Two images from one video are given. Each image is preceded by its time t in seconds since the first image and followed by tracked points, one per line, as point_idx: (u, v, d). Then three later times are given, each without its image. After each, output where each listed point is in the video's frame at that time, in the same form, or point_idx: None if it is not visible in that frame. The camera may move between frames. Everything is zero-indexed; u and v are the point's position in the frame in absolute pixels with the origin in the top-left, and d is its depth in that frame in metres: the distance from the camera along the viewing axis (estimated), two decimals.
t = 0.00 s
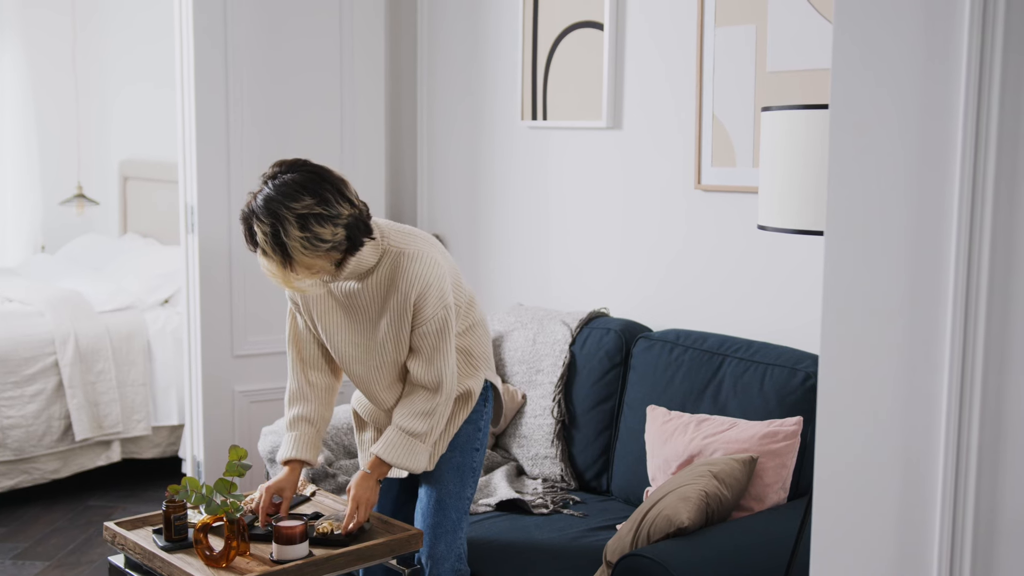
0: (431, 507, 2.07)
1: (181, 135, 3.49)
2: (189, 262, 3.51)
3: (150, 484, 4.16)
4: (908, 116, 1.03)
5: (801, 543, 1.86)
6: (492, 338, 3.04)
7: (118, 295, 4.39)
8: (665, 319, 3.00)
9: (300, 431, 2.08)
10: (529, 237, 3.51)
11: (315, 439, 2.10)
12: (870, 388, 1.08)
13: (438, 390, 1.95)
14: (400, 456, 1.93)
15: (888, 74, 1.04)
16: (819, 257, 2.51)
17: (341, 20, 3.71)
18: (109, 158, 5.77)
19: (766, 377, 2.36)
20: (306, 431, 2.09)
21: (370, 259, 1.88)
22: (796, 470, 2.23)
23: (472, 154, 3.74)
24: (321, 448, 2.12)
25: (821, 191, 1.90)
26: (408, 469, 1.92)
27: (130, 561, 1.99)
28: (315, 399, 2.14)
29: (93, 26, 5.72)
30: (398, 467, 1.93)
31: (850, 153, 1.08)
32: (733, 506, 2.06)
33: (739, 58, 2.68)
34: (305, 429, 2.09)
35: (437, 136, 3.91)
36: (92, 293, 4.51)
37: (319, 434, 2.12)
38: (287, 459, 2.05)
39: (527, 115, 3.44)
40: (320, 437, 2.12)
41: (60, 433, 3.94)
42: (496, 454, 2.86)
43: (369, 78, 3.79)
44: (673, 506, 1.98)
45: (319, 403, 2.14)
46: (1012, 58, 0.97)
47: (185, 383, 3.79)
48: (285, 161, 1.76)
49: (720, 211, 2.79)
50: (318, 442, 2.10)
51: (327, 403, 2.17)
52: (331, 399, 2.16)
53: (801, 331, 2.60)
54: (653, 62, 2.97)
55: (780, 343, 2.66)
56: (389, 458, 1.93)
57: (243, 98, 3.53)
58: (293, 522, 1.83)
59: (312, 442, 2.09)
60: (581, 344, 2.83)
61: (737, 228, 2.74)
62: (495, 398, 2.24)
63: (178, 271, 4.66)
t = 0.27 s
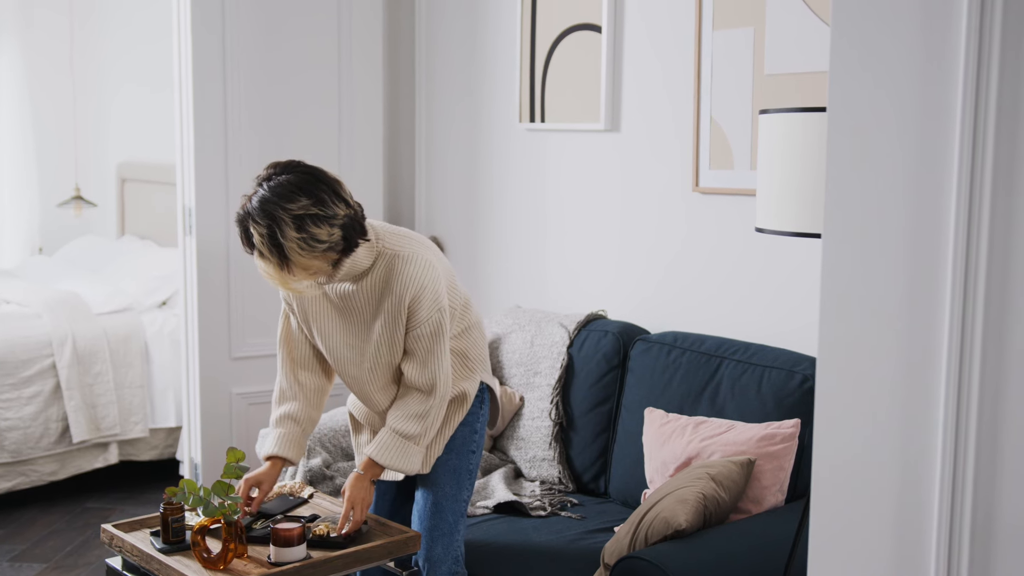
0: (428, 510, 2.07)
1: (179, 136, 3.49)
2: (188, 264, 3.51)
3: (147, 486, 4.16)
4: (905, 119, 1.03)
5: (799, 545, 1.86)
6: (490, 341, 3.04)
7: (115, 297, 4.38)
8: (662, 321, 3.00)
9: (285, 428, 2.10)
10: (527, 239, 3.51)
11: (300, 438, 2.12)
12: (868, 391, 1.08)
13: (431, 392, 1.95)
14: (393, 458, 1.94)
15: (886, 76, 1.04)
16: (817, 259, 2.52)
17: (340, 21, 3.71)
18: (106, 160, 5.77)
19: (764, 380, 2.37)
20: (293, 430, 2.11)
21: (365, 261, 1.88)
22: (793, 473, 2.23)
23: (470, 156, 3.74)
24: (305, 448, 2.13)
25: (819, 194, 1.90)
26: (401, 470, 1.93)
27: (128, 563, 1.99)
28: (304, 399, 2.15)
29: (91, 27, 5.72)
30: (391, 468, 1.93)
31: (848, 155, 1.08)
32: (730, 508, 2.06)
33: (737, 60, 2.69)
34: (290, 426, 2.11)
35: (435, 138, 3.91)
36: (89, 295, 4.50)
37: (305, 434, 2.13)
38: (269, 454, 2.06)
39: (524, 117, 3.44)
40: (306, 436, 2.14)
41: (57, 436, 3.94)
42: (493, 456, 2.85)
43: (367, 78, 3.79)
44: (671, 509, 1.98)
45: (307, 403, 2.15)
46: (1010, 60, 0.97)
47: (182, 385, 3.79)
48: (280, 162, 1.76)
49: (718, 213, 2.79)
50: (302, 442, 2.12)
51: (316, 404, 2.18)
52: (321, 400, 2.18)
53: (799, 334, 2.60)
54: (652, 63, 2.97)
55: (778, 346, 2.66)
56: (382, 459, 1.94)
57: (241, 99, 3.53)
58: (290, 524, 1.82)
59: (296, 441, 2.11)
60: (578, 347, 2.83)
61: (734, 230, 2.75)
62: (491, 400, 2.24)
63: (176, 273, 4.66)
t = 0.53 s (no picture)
0: (425, 512, 2.07)
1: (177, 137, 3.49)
2: (186, 266, 3.51)
3: (145, 488, 4.16)
4: (904, 120, 1.03)
5: (797, 546, 1.86)
6: (489, 343, 3.04)
7: (114, 299, 4.38)
8: (661, 322, 3.00)
9: (269, 431, 2.11)
10: (526, 241, 3.51)
11: (283, 441, 2.12)
12: (866, 392, 1.08)
13: (427, 394, 1.95)
14: (389, 460, 1.94)
15: (885, 76, 1.04)
16: (815, 261, 2.52)
17: (338, 21, 3.72)
18: (104, 162, 5.77)
19: (762, 381, 2.37)
20: (276, 433, 2.12)
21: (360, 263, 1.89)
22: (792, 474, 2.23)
23: (468, 157, 3.75)
24: (288, 451, 2.14)
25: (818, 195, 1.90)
26: (397, 472, 1.93)
27: (126, 565, 1.99)
28: (291, 401, 2.15)
29: (90, 28, 5.72)
30: (387, 470, 1.93)
31: (847, 155, 1.08)
32: (729, 510, 2.06)
33: (736, 62, 2.69)
34: (275, 429, 2.12)
35: (433, 139, 3.92)
36: (88, 297, 4.50)
37: (289, 437, 2.14)
38: (251, 456, 2.09)
39: (523, 119, 3.44)
40: (290, 438, 2.15)
41: (56, 437, 3.93)
42: (491, 458, 2.86)
43: (366, 78, 3.79)
44: (669, 510, 1.98)
45: (294, 405, 2.15)
46: (1008, 61, 0.97)
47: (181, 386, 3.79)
48: (274, 165, 1.76)
49: (716, 215, 2.79)
50: (285, 446, 2.13)
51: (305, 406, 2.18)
52: (309, 403, 2.18)
53: (797, 336, 2.60)
54: (650, 65, 2.98)
55: (776, 347, 2.67)
56: (378, 461, 1.93)
57: (240, 101, 3.53)
58: (288, 526, 1.83)
59: (279, 444, 2.12)
60: (577, 348, 2.83)
61: (732, 232, 2.75)
62: (488, 402, 2.24)
63: (174, 275, 4.66)
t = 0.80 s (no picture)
0: (422, 514, 2.08)
1: (175, 139, 3.49)
2: (184, 268, 3.51)
3: (143, 490, 4.15)
4: (903, 121, 1.04)
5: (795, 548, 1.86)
6: (486, 345, 3.04)
7: (112, 301, 4.38)
8: (659, 324, 3.00)
9: (257, 433, 2.12)
10: (524, 243, 3.51)
11: (271, 444, 2.13)
12: (865, 394, 1.09)
13: (423, 396, 1.95)
14: (384, 462, 1.94)
15: (884, 78, 1.04)
16: (813, 263, 2.52)
17: (336, 22, 3.72)
18: (103, 165, 5.79)
19: (760, 383, 2.37)
20: (264, 435, 2.12)
21: (355, 266, 1.89)
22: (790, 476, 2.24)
23: (466, 159, 3.75)
24: (278, 453, 2.15)
25: (815, 198, 1.90)
26: (393, 474, 1.93)
27: (124, 567, 1.99)
28: (281, 403, 2.15)
29: (88, 31, 5.72)
30: (383, 472, 1.93)
31: (845, 157, 1.08)
32: (726, 512, 2.07)
33: (733, 64, 2.69)
34: (263, 431, 2.12)
35: (431, 141, 3.92)
36: (85, 299, 4.50)
37: (278, 439, 2.15)
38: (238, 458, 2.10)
39: (521, 121, 3.45)
40: (279, 441, 2.15)
41: (53, 440, 3.93)
42: (489, 460, 2.86)
43: (364, 76, 3.78)
44: (667, 512, 1.98)
45: (284, 408, 2.15)
46: (1005, 63, 0.97)
47: (179, 388, 3.79)
48: (268, 168, 1.77)
49: (714, 216, 2.80)
50: (273, 448, 2.13)
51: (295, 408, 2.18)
52: (299, 405, 2.17)
53: (795, 338, 2.61)
54: (647, 67, 2.98)
55: (774, 349, 2.67)
56: (373, 463, 1.93)
57: (238, 103, 3.53)
58: (286, 529, 1.83)
59: (267, 447, 2.12)
60: (575, 350, 2.83)
61: (730, 233, 2.75)
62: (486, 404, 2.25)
63: (172, 277, 4.66)
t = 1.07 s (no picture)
0: (422, 515, 2.08)
1: (175, 140, 3.49)
2: (184, 268, 3.51)
3: (143, 491, 4.15)
4: (902, 120, 1.04)
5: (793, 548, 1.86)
6: (486, 345, 3.04)
7: (111, 302, 4.37)
8: (659, 324, 3.01)
9: (251, 433, 2.12)
10: (523, 243, 3.52)
11: (264, 445, 2.13)
12: (863, 393, 1.09)
13: (419, 396, 1.95)
14: (382, 461, 1.94)
15: (883, 77, 1.05)
16: (812, 263, 2.52)
17: (335, 23, 3.72)
18: (103, 166, 5.80)
19: (759, 384, 2.37)
20: (257, 436, 2.13)
21: (350, 266, 1.89)
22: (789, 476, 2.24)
23: (465, 159, 3.75)
24: (272, 453, 2.15)
25: (813, 198, 1.91)
26: (390, 474, 1.93)
27: (124, 567, 1.99)
28: (275, 404, 2.15)
29: (87, 32, 5.73)
30: (381, 472, 1.94)
31: (844, 157, 1.08)
32: (726, 511, 2.07)
33: (733, 65, 2.69)
34: (257, 432, 2.13)
35: (430, 142, 3.92)
36: (85, 300, 4.49)
37: (271, 439, 2.15)
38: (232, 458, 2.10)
39: (520, 122, 3.45)
40: (274, 441, 2.16)
41: (53, 440, 3.93)
42: (489, 460, 2.86)
43: (363, 79, 3.79)
44: (666, 512, 1.98)
45: (278, 408, 2.15)
46: (1002, 62, 0.97)
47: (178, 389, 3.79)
48: (263, 170, 1.77)
49: (713, 216, 2.80)
50: (266, 449, 2.14)
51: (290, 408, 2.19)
52: (293, 406, 2.17)
53: (794, 338, 2.61)
54: (647, 67, 2.98)
55: (773, 349, 2.67)
56: (371, 463, 1.94)
57: (238, 103, 3.53)
58: (286, 529, 1.83)
59: (260, 448, 2.13)
60: (574, 350, 2.83)
61: (729, 233, 2.75)
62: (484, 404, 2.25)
63: (172, 278, 4.66)
